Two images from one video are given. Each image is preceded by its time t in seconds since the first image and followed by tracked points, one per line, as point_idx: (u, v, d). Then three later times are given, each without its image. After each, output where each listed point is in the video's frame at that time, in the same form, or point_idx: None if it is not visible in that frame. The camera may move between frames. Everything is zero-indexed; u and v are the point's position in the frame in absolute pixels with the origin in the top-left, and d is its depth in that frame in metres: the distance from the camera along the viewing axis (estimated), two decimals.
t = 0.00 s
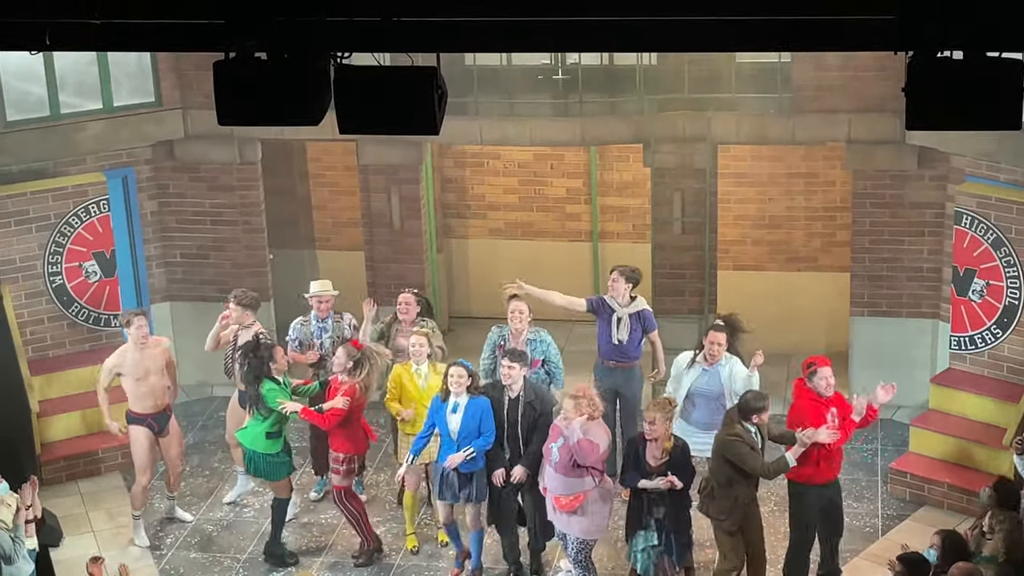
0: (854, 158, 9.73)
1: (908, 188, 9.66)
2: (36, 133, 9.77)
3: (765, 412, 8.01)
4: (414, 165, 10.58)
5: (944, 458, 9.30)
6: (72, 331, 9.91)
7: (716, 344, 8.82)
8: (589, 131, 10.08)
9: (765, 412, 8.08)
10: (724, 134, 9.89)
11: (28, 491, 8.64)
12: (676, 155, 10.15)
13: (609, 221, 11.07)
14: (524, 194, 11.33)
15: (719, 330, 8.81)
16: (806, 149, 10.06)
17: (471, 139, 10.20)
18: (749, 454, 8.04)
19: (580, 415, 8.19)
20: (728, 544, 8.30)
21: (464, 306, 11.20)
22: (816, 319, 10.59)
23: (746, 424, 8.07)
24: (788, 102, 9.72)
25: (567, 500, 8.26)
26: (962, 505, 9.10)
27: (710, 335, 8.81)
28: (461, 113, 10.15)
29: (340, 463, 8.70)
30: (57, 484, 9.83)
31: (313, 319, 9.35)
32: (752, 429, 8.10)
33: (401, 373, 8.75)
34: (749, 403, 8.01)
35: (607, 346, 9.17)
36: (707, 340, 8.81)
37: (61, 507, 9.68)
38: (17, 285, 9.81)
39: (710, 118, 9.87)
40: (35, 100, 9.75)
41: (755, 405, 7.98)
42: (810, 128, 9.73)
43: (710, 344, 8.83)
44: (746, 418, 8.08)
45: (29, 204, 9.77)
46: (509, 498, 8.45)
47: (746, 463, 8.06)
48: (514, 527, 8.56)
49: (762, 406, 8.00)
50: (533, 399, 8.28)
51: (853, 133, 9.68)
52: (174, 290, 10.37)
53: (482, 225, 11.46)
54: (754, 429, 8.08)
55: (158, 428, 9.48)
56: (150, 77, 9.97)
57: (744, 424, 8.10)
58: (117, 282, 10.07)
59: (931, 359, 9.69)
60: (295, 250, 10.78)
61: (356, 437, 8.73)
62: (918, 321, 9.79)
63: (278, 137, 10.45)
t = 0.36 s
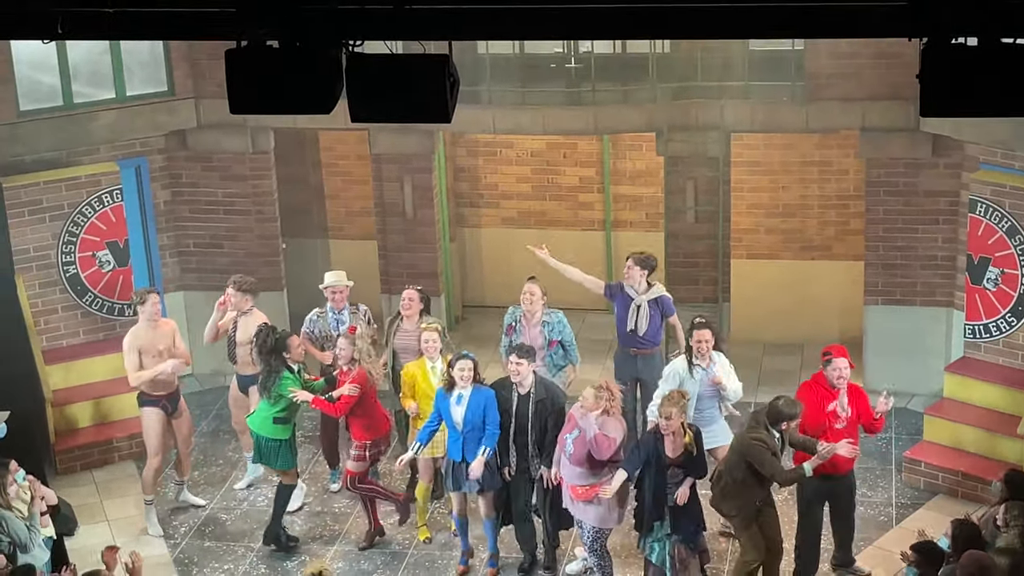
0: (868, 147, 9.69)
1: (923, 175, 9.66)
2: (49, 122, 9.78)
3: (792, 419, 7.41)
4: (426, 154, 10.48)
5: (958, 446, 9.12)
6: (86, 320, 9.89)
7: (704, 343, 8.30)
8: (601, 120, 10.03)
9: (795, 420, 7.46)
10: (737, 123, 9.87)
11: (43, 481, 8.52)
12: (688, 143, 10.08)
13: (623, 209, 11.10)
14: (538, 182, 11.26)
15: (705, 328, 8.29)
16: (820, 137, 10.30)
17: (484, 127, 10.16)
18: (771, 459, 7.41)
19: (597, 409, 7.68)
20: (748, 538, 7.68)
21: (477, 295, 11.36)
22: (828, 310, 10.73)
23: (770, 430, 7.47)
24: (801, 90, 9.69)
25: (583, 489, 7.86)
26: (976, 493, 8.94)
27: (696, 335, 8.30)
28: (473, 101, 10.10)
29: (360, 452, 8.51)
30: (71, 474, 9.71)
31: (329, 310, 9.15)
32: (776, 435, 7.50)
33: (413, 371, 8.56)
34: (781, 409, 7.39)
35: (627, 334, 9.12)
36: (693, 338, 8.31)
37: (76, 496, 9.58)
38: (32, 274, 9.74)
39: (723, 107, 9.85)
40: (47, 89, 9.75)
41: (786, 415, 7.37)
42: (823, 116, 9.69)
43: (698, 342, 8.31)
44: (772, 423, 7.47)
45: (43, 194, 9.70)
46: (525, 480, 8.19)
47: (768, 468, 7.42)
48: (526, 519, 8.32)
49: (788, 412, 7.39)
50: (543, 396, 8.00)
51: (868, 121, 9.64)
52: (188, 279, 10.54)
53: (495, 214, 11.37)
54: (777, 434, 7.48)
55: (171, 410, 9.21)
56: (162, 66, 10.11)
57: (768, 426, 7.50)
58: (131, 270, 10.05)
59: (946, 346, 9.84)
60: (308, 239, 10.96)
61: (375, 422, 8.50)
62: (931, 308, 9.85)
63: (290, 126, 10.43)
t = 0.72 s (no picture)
0: (880, 128, 9.64)
1: (937, 156, 9.60)
2: (59, 105, 9.69)
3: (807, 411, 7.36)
4: (438, 135, 10.47)
5: (972, 428, 9.09)
6: (100, 301, 9.98)
7: (700, 310, 8.35)
8: (614, 101, 9.93)
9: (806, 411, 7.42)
10: (750, 103, 9.84)
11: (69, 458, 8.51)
12: (701, 124, 10.03)
13: (635, 190, 11.12)
14: (550, 163, 11.24)
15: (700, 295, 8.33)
16: (833, 118, 10.34)
17: (497, 110, 10.09)
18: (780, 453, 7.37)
19: (606, 392, 7.66)
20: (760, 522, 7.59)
21: (490, 276, 11.55)
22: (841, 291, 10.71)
23: (779, 420, 7.41)
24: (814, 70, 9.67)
25: (595, 469, 7.85)
26: (989, 474, 8.92)
27: (693, 303, 8.35)
28: (485, 83, 10.07)
29: (382, 430, 8.39)
30: (86, 454, 9.78)
31: (339, 290, 9.10)
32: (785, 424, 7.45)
33: (431, 351, 8.48)
34: (793, 399, 7.35)
35: (645, 314, 9.03)
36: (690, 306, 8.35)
37: (91, 477, 9.62)
38: (45, 256, 9.76)
39: (736, 88, 9.83)
40: (60, 70, 9.74)
41: (798, 404, 7.34)
42: (836, 96, 9.64)
43: (696, 310, 8.35)
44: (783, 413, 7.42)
45: (55, 175, 9.69)
46: (539, 463, 8.20)
47: (777, 458, 7.36)
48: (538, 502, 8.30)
49: (799, 402, 7.34)
50: (558, 380, 8.02)
51: (881, 102, 9.58)
52: (201, 260, 10.62)
53: (507, 195, 11.36)
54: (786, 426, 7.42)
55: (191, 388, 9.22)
56: (174, 48, 10.15)
57: (779, 419, 7.44)
58: (144, 253, 10.11)
59: (958, 328, 9.86)
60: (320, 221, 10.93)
61: (397, 404, 8.40)
62: (945, 290, 9.84)
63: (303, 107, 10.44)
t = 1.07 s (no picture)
0: (891, 106, 9.59)
1: (947, 134, 9.57)
2: (69, 83, 9.74)
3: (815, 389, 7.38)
4: (447, 114, 10.45)
5: (981, 406, 9.09)
6: (108, 282, 9.97)
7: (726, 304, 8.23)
8: (624, 80, 9.97)
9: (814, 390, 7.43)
10: (759, 82, 9.79)
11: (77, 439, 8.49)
12: (711, 103, 9.97)
13: (644, 168, 11.10)
14: (559, 142, 11.19)
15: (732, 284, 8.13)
16: (842, 96, 10.31)
17: (505, 87, 10.12)
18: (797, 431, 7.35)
19: (616, 369, 7.65)
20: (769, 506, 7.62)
21: (499, 256, 11.49)
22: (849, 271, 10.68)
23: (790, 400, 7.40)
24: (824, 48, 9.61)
25: (601, 447, 7.85)
26: (1000, 454, 8.88)
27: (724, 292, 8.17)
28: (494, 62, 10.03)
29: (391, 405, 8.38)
30: (96, 435, 9.81)
31: (351, 272, 9.03)
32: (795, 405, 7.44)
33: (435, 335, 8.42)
34: (801, 379, 7.35)
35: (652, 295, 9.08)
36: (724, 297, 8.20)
37: (100, 457, 9.65)
38: (54, 235, 9.75)
39: (746, 67, 9.77)
40: (68, 51, 9.74)
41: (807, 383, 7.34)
42: (846, 75, 9.57)
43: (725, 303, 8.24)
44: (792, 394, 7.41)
45: (65, 155, 9.67)
46: (547, 441, 8.20)
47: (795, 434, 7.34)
48: (546, 481, 8.31)
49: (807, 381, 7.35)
50: (568, 363, 8.01)
51: (891, 80, 9.52)
52: (209, 240, 10.62)
53: (516, 173, 11.33)
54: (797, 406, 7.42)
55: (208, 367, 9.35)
56: (182, 28, 10.13)
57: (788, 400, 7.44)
58: (152, 233, 10.08)
59: (969, 307, 9.83)
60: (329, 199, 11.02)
61: (401, 376, 8.41)
62: (955, 269, 9.81)
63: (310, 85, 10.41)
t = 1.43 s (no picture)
0: (897, 82, 9.55)
1: (951, 112, 9.54)
2: (76, 63, 9.69)
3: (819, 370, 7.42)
4: (449, 93, 10.44)
5: (986, 384, 9.10)
6: (113, 261, 9.93)
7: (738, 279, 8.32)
8: (626, 57, 9.91)
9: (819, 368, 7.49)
10: (763, 60, 9.76)
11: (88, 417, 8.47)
12: (715, 81, 9.97)
13: (648, 147, 11.10)
14: (563, 121, 11.21)
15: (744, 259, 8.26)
16: (847, 75, 10.31)
17: (509, 66, 10.00)
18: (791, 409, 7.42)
19: (621, 346, 7.69)
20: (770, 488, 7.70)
21: (502, 235, 11.41)
22: (853, 247, 10.67)
23: (792, 376, 7.47)
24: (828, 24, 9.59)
25: (607, 425, 7.85)
26: (1002, 431, 8.92)
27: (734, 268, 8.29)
28: (497, 40, 10.00)
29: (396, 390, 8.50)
30: (100, 414, 9.89)
31: (349, 251, 9.02)
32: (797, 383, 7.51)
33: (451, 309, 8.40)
34: (807, 357, 7.41)
35: (650, 282, 9.08)
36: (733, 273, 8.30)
37: (105, 436, 9.75)
38: (57, 216, 9.74)
39: (749, 44, 9.75)
40: (71, 31, 9.72)
41: (813, 364, 7.39)
42: (849, 53, 9.54)
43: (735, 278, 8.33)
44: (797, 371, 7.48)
45: (67, 135, 9.66)
46: (549, 420, 8.21)
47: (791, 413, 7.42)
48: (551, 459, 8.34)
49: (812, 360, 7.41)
50: (569, 342, 8.00)
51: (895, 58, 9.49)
52: (213, 220, 10.59)
53: (520, 153, 11.32)
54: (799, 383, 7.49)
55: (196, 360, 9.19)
56: (185, 7, 10.03)
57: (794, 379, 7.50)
58: (156, 212, 10.02)
59: (973, 283, 9.84)
60: (332, 179, 10.96)
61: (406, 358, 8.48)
62: (959, 247, 9.82)
63: (314, 65, 10.40)
